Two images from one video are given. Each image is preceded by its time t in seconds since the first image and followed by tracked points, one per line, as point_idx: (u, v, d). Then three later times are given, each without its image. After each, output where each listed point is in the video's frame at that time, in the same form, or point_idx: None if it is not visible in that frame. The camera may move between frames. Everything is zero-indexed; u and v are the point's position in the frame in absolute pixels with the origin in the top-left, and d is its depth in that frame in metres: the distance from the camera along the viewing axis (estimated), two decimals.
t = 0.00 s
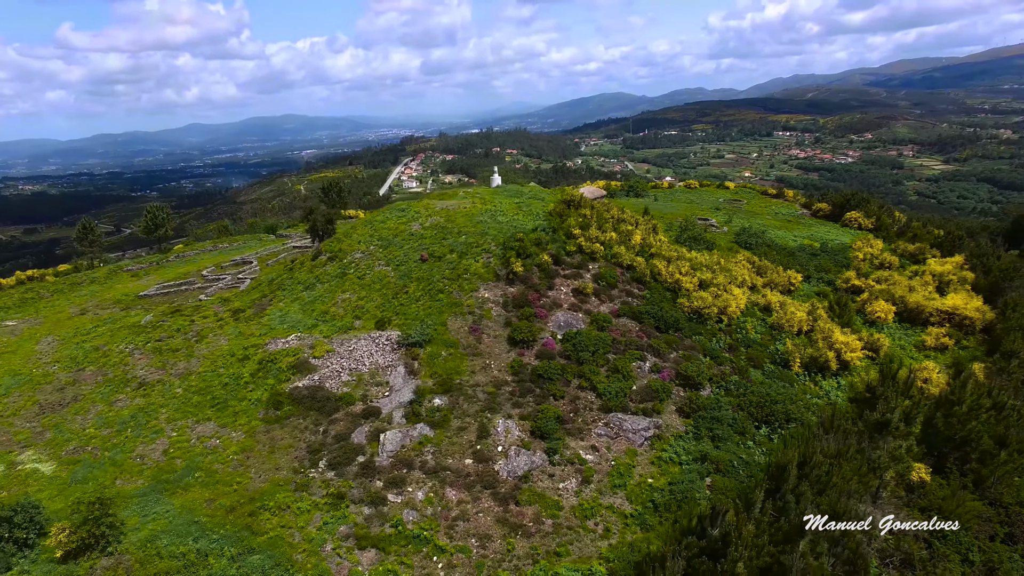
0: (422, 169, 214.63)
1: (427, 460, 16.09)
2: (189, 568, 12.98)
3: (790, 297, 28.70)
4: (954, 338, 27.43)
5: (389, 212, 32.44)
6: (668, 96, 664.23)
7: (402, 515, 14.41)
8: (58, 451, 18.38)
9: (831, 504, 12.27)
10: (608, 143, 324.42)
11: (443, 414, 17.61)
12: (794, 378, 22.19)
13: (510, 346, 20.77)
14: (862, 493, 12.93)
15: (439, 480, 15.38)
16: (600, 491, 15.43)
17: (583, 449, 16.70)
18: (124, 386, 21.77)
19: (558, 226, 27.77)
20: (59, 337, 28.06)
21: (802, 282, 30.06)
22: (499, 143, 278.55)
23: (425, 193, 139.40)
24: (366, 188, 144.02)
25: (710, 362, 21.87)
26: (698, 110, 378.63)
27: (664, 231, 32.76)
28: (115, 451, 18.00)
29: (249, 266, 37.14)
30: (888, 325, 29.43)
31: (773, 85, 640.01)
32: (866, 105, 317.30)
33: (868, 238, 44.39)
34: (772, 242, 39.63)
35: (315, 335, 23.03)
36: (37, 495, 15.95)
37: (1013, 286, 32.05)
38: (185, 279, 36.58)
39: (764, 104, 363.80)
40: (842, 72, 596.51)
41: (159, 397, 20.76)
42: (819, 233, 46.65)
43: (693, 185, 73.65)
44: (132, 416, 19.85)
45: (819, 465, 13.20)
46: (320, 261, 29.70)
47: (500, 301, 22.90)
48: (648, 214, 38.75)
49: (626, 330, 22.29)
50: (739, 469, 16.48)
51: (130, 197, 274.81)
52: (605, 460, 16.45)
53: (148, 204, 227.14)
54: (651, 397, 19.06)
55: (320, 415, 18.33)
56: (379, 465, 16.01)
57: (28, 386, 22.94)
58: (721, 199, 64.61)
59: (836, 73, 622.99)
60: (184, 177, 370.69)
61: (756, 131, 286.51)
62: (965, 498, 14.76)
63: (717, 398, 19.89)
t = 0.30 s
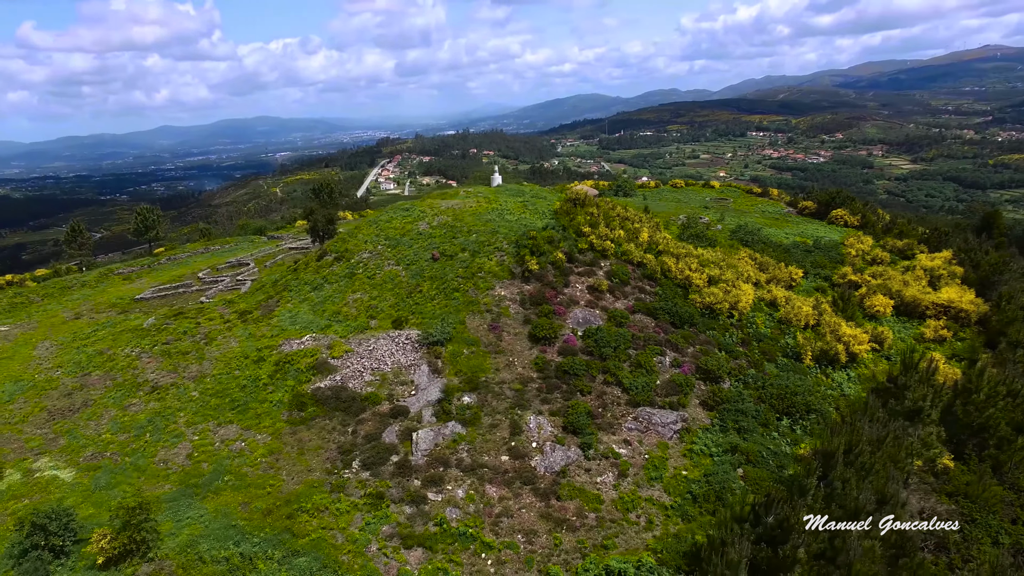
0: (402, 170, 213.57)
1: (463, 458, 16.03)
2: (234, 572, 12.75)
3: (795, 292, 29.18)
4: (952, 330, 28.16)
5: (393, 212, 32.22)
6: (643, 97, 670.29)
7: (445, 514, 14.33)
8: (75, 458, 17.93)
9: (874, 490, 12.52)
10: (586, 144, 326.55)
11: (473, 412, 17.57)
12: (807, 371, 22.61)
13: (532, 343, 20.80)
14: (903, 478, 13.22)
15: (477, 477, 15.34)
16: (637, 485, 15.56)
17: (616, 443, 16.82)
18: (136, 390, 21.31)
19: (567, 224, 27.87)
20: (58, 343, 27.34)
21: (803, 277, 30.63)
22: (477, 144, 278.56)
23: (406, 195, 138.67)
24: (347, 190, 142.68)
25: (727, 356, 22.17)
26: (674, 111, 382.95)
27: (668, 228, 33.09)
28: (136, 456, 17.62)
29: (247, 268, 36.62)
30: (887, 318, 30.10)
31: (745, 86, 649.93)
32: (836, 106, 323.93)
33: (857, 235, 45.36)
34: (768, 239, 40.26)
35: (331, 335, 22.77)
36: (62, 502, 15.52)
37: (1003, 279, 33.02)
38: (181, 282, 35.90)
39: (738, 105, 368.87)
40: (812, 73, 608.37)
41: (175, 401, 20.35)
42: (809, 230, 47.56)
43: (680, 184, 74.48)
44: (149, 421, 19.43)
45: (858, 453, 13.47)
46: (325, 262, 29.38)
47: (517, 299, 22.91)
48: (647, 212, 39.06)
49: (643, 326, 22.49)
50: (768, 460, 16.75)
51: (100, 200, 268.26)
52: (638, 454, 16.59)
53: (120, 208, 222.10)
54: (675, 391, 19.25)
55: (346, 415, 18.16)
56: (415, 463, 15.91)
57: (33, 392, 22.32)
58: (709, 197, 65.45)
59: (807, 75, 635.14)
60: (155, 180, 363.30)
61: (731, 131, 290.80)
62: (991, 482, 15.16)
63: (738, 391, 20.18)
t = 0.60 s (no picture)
0: (379, 171, 211.93)
1: (502, 453, 16.04)
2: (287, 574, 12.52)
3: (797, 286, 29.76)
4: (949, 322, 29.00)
5: (397, 211, 32.02)
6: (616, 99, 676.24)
7: (492, 509, 14.30)
8: (97, 463, 17.44)
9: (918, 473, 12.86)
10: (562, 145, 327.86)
11: (507, 408, 17.58)
12: (820, 362, 23.10)
13: (555, 339, 20.87)
14: (944, 462, 13.59)
15: (520, 472, 15.37)
16: (677, 475, 15.75)
17: (651, 436, 17.01)
18: (151, 394, 20.82)
19: (577, 222, 28.02)
20: (57, 348, 26.54)
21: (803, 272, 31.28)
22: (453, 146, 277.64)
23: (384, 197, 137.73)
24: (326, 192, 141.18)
25: (743, 349, 22.53)
26: (647, 112, 386.92)
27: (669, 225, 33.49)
28: (162, 460, 17.20)
29: (244, 270, 36.03)
30: (885, 311, 30.88)
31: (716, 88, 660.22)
32: (805, 107, 330.89)
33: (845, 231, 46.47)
34: (762, 236, 41.00)
35: (348, 335, 22.52)
36: (93, 508, 15.08)
37: (990, 272, 34.13)
38: (177, 284, 35.15)
39: (710, 106, 374.60)
40: (780, 75, 620.85)
41: (194, 403, 19.94)
42: (798, 227, 48.59)
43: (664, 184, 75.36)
44: (170, 424, 18.99)
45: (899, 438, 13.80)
46: (332, 262, 29.04)
47: (535, 296, 22.97)
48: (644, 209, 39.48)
49: (661, 321, 22.74)
50: (798, 449, 17.08)
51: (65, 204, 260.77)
52: (674, 446, 16.79)
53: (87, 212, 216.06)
54: (701, 383, 19.52)
55: (376, 414, 18.01)
56: (455, 460, 15.86)
57: (39, 399, 21.64)
58: (695, 196, 66.36)
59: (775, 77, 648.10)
60: (122, 183, 354.48)
61: (704, 132, 295.01)
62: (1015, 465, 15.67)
63: (759, 382, 20.53)
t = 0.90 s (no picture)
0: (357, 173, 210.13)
1: (537, 449, 16.08)
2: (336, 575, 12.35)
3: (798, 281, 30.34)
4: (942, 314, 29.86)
5: (399, 211, 31.82)
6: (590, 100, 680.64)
7: (534, 504, 14.33)
8: (117, 469, 17.00)
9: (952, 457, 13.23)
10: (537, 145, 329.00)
11: (535, 404, 17.61)
12: (828, 355, 23.60)
13: (574, 336, 20.96)
14: (972, 446, 14.00)
15: (556, 467, 15.43)
16: (709, 466, 15.96)
17: (680, 428, 17.20)
18: (164, 398, 20.37)
19: (583, 220, 28.17)
20: (56, 353, 25.78)
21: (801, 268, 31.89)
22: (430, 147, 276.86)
23: (364, 198, 136.56)
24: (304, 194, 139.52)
25: (755, 343, 22.91)
26: (621, 112, 390.48)
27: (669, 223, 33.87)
28: (186, 464, 16.84)
29: (240, 271, 35.43)
30: (881, 305, 31.66)
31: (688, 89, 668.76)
32: (776, 108, 336.99)
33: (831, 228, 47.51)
34: (754, 233, 41.70)
35: (363, 336, 22.32)
36: (122, 515, 14.70)
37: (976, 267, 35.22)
38: (172, 287, 34.41)
39: (684, 107, 379.21)
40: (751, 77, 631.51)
41: (211, 407, 19.55)
42: (786, 224, 49.51)
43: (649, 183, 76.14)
44: (189, 428, 18.59)
45: (929, 424, 14.19)
46: (336, 262, 28.72)
47: (550, 293, 23.03)
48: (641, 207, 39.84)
49: (674, 316, 23.00)
50: (821, 438, 17.44)
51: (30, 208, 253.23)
52: (702, 437, 17.01)
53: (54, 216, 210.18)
54: (721, 376, 19.81)
55: (403, 413, 17.90)
56: (490, 457, 15.84)
57: (45, 405, 20.99)
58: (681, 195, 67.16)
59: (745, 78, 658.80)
60: (88, 186, 345.67)
61: (679, 133, 298.70)
62: None
63: (775, 374, 20.88)
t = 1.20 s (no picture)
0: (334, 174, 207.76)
1: (571, 444, 16.15)
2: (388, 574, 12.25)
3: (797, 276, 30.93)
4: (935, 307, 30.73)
5: (402, 211, 31.60)
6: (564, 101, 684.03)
7: (576, 498, 14.40)
8: (140, 474, 16.59)
9: (982, 441, 13.65)
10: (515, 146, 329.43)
11: (564, 399, 17.67)
12: (835, 347, 24.11)
13: (594, 331, 21.08)
14: (997, 430, 14.46)
15: (593, 461, 15.53)
16: (741, 457, 16.18)
17: (707, 420, 17.41)
18: (178, 402, 19.92)
19: (590, 218, 28.33)
20: (55, 358, 25.02)
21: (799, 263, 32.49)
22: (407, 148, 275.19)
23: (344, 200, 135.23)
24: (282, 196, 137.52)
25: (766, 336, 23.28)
26: (596, 113, 393.19)
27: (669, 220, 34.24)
28: (213, 468, 16.51)
29: (237, 273, 34.83)
30: (876, 298, 32.44)
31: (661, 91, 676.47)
32: (748, 108, 342.68)
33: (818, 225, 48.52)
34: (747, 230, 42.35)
35: (379, 335, 22.11)
36: (155, 521, 14.37)
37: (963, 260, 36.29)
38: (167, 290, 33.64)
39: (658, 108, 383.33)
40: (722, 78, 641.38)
41: (230, 409, 19.19)
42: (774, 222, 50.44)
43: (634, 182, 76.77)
44: (209, 431, 18.22)
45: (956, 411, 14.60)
46: (342, 263, 28.40)
47: (565, 290, 23.12)
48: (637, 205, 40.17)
49: (687, 311, 23.27)
50: (843, 427, 17.81)
51: None
52: (730, 429, 17.24)
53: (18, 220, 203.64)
54: (739, 369, 20.10)
55: (431, 412, 17.81)
56: (526, 453, 15.85)
57: (53, 411, 20.36)
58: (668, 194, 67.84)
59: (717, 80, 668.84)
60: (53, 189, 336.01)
61: (654, 133, 301.80)
62: None
63: (790, 366, 21.26)
